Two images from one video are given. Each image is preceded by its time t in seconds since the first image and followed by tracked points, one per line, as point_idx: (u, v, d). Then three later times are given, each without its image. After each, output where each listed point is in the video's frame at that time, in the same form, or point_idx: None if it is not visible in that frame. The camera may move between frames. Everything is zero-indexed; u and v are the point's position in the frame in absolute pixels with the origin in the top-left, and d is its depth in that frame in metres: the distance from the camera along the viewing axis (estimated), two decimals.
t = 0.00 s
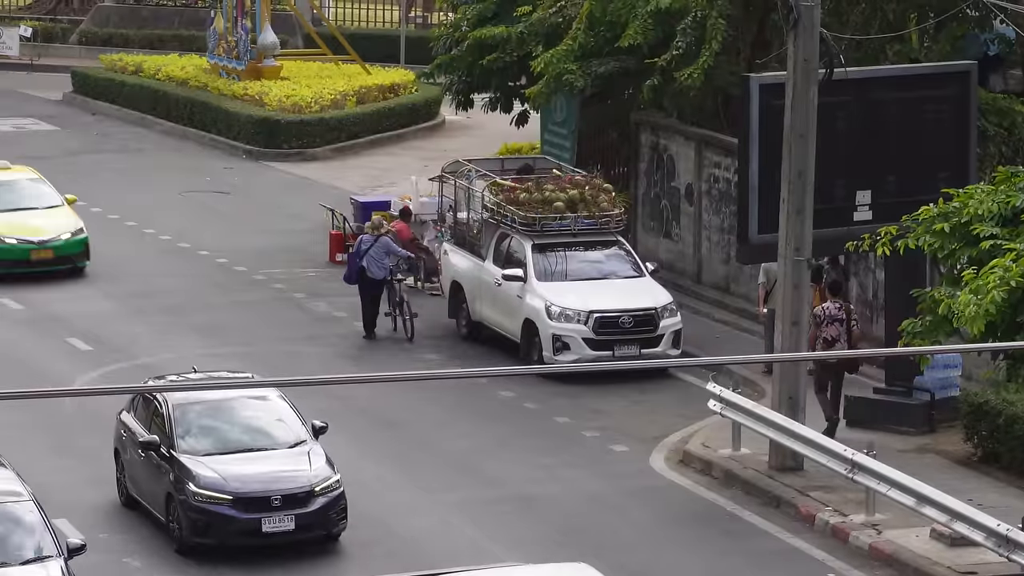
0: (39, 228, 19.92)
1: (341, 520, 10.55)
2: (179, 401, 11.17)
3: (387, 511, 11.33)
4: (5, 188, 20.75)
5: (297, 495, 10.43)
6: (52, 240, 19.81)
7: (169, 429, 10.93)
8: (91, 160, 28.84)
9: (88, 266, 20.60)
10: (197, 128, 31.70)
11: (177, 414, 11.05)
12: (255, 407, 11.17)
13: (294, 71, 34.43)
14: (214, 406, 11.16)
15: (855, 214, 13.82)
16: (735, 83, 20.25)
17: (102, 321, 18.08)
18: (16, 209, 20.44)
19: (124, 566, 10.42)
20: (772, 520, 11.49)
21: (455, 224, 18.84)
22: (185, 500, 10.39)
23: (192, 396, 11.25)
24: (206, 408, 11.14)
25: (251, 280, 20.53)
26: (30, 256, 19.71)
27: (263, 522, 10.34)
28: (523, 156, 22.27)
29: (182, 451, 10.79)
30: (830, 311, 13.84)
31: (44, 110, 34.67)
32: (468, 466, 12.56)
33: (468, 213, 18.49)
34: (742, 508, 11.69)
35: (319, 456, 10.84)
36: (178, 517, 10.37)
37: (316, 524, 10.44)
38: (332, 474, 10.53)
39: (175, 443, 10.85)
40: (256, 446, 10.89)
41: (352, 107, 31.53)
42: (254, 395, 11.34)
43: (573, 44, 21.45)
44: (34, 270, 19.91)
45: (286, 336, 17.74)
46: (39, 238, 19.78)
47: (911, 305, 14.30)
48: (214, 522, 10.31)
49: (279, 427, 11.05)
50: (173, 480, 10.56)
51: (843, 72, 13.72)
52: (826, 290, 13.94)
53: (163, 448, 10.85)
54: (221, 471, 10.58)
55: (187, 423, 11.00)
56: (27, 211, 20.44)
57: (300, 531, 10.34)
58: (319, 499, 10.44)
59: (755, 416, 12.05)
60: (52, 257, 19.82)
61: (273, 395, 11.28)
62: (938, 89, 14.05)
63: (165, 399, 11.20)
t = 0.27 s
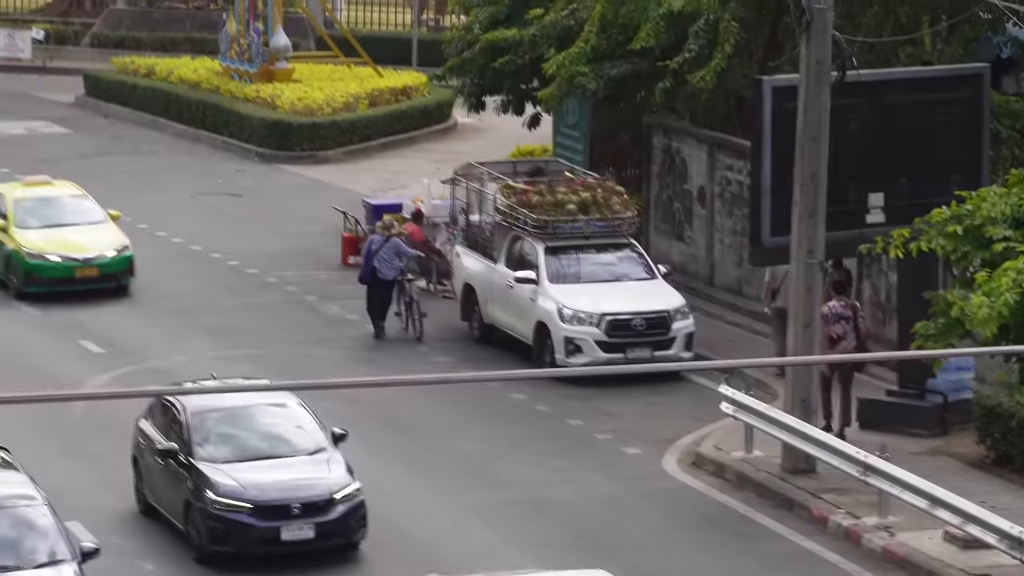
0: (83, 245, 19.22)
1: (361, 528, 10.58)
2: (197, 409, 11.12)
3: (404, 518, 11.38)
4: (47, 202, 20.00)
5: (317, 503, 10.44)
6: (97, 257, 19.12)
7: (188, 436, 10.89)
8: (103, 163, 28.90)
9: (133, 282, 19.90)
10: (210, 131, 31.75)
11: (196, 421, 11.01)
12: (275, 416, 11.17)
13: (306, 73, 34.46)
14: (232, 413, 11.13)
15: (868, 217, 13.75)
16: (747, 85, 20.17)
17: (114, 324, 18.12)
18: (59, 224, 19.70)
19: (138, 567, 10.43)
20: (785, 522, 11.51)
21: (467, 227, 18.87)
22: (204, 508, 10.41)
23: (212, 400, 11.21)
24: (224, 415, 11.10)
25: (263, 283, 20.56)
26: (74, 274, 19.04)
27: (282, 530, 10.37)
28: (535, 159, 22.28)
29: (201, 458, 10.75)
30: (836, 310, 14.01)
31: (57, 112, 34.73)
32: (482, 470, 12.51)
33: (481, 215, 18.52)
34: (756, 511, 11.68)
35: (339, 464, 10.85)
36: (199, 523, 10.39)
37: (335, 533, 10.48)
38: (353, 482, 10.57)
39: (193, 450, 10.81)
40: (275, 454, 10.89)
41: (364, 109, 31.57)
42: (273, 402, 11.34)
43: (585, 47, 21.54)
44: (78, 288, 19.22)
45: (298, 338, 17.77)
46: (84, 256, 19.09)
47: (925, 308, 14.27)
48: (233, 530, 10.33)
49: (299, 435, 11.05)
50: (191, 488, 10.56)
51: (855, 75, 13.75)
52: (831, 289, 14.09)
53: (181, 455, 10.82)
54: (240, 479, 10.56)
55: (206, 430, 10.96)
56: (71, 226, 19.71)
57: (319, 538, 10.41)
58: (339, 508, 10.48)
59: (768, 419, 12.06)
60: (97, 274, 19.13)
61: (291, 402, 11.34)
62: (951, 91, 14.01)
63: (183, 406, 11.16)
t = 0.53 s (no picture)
0: (132, 265, 18.47)
1: (385, 538, 10.57)
2: (220, 419, 11.14)
3: (421, 519, 11.44)
4: (95, 222, 19.26)
5: (341, 514, 10.42)
6: (146, 277, 18.36)
7: (211, 446, 10.90)
8: (120, 169, 29.01)
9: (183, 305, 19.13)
10: (226, 136, 31.85)
11: (218, 432, 11.04)
12: (298, 425, 11.20)
13: (322, 78, 34.54)
14: (255, 423, 11.16)
15: (885, 221, 13.77)
16: (763, 90, 20.73)
17: (130, 329, 18.19)
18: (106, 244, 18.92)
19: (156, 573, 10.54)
20: (802, 527, 11.53)
21: (484, 232, 18.90)
22: (228, 519, 10.39)
23: (235, 411, 11.27)
24: (247, 425, 11.13)
25: (280, 288, 20.63)
26: (123, 295, 18.27)
27: (306, 541, 10.35)
28: (552, 163, 22.30)
29: (225, 469, 10.75)
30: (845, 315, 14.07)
31: (73, 118, 34.84)
32: (499, 476, 12.53)
33: (497, 220, 18.55)
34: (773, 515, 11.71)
35: (364, 474, 10.88)
36: (222, 535, 10.40)
37: (360, 543, 10.46)
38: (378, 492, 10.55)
39: (217, 461, 10.82)
40: (298, 465, 10.92)
41: (380, 115, 31.63)
42: (297, 412, 11.36)
43: (602, 51, 21.57)
44: (127, 309, 18.44)
45: (315, 343, 17.83)
46: (133, 276, 18.32)
47: (941, 313, 14.29)
48: (256, 541, 10.32)
49: (322, 444, 11.09)
50: (215, 498, 10.56)
51: (871, 78, 13.70)
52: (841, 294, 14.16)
53: (204, 466, 10.83)
54: (264, 489, 10.56)
55: (229, 440, 10.97)
56: (119, 246, 18.95)
57: (343, 550, 10.39)
58: (363, 517, 10.45)
59: (784, 424, 12.07)
60: (145, 296, 18.35)
61: (315, 413, 11.35)
62: (968, 96, 14.05)
63: (206, 415, 11.19)
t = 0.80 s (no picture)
0: (185, 288, 17.77)
1: (412, 551, 10.56)
2: (246, 431, 11.17)
3: (441, 527, 11.49)
4: (144, 244, 18.54)
5: (368, 527, 10.43)
6: (200, 301, 17.67)
7: (238, 459, 10.92)
8: (140, 176, 29.11)
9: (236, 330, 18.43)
10: (246, 144, 31.95)
11: (245, 444, 11.04)
12: (324, 438, 11.23)
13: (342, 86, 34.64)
14: (281, 435, 11.17)
15: (904, 228, 13.79)
16: (782, 96, 20.67)
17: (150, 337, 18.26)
18: (158, 267, 18.22)
19: None
20: (823, 534, 11.54)
21: (504, 239, 18.95)
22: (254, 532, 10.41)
23: (261, 423, 11.28)
24: (274, 436, 11.15)
25: (300, 296, 20.70)
26: (176, 319, 17.56)
27: (333, 554, 10.37)
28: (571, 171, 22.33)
29: (251, 482, 10.77)
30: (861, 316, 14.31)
31: (92, 125, 34.97)
32: (519, 483, 12.57)
33: (517, 228, 18.59)
34: (793, 523, 11.73)
35: (390, 487, 10.87)
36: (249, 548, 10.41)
37: (387, 556, 10.47)
38: (404, 505, 10.55)
39: (243, 473, 10.84)
40: (325, 478, 10.93)
41: (400, 122, 31.72)
42: (324, 424, 11.37)
43: (621, 58, 21.47)
44: (180, 334, 17.73)
45: (335, 351, 17.89)
46: (186, 300, 17.62)
47: (960, 320, 14.28)
48: (283, 554, 10.31)
49: (349, 456, 11.09)
50: (241, 511, 10.57)
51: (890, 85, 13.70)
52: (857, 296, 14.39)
53: (230, 478, 10.86)
54: (290, 502, 10.57)
55: (255, 452, 10.99)
56: (171, 269, 18.23)
57: (369, 563, 10.40)
58: (390, 530, 10.47)
59: (805, 431, 12.08)
60: (199, 320, 17.66)
61: (342, 424, 11.35)
62: (988, 103, 14.04)
63: (232, 426, 11.21)
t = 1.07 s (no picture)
0: (257, 322, 17.03)
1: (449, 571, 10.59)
2: (282, 451, 11.23)
3: (473, 543, 11.53)
4: (213, 276, 17.84)
5: (407, 548, 10.46)
6: (273, 334, 16.93)
7: (275, 479, 10.99)
8: (171, 192, 29.30)
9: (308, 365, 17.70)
10: (277, 159, 32.10)
11: (282, 464, 11.11)
12: (361, 457, 11.28)
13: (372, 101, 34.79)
14: (318, 455, 11.24)
15: (934, 243, 13.78)
16: (813, 109, 20.65)
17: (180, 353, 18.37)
18: (228, 299, 17.51)
19: None
20: (854, 549, 11.53)
21: (535, 254, 19.01)
22: (292, 553, 10.47)
23: (297, 443, 11.35)
24: (310, 456, 11.21)
25: (331, 312, 20.79)
26: (248, 354, 16.81)
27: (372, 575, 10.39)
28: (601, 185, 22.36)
29: (288, 503, 10.85)
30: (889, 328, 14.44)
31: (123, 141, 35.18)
32: (550, 499, 12.60)
33: (547, 243, 18.64)
34: (825, 539, 11.73)
35: (427, 507, 10.91)
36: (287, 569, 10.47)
37: None
38: (442, 526, 10.60)
39: (281, 493, 10.91)
40: (362, 497, 10.98)
41: (430, 137, 31.84)
42: (362, 444, 11.43)
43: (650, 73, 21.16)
44: (253, 369, 16.99)
45: (366, 367, 17.97)
46: (260, 335, 16.88)
47: (989, 335, 14.28)
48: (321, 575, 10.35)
49: (386, 477, 11.15)
50: (279, 532, 10.64)
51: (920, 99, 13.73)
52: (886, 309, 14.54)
53: (268, 499, 10.94)
54: (328, 523, 10.62)
55: (292, 472, 11.06)
56: (242, 303, 17.51)
57: None
58: (428, 551, 10.51)
59: (836, 447, 12.07)
60: (273, 355, 16.91)
61: (379, 444, 11.41)
62: (1017, 117, 14.10)
63: (269, 447, 11.28)
